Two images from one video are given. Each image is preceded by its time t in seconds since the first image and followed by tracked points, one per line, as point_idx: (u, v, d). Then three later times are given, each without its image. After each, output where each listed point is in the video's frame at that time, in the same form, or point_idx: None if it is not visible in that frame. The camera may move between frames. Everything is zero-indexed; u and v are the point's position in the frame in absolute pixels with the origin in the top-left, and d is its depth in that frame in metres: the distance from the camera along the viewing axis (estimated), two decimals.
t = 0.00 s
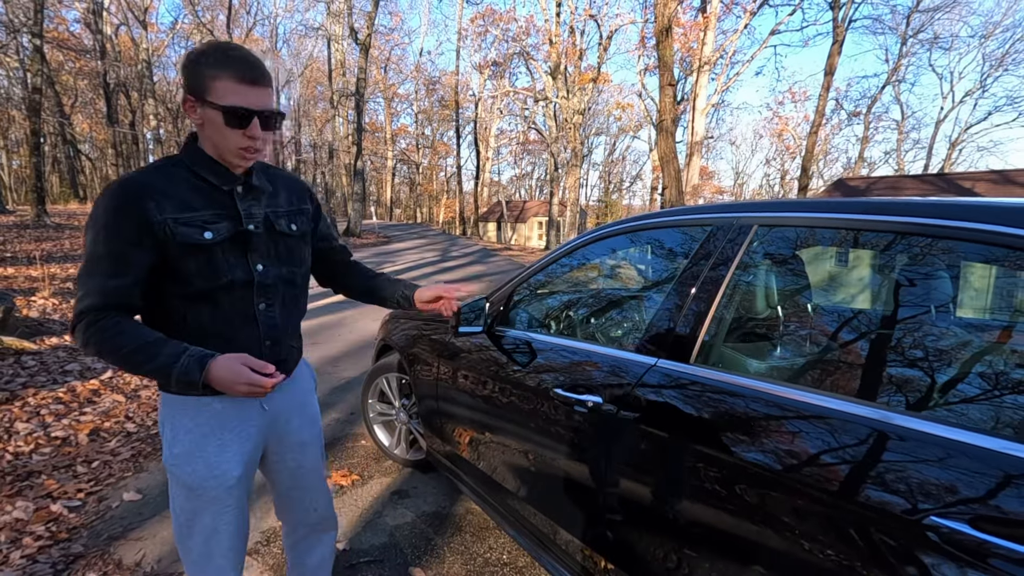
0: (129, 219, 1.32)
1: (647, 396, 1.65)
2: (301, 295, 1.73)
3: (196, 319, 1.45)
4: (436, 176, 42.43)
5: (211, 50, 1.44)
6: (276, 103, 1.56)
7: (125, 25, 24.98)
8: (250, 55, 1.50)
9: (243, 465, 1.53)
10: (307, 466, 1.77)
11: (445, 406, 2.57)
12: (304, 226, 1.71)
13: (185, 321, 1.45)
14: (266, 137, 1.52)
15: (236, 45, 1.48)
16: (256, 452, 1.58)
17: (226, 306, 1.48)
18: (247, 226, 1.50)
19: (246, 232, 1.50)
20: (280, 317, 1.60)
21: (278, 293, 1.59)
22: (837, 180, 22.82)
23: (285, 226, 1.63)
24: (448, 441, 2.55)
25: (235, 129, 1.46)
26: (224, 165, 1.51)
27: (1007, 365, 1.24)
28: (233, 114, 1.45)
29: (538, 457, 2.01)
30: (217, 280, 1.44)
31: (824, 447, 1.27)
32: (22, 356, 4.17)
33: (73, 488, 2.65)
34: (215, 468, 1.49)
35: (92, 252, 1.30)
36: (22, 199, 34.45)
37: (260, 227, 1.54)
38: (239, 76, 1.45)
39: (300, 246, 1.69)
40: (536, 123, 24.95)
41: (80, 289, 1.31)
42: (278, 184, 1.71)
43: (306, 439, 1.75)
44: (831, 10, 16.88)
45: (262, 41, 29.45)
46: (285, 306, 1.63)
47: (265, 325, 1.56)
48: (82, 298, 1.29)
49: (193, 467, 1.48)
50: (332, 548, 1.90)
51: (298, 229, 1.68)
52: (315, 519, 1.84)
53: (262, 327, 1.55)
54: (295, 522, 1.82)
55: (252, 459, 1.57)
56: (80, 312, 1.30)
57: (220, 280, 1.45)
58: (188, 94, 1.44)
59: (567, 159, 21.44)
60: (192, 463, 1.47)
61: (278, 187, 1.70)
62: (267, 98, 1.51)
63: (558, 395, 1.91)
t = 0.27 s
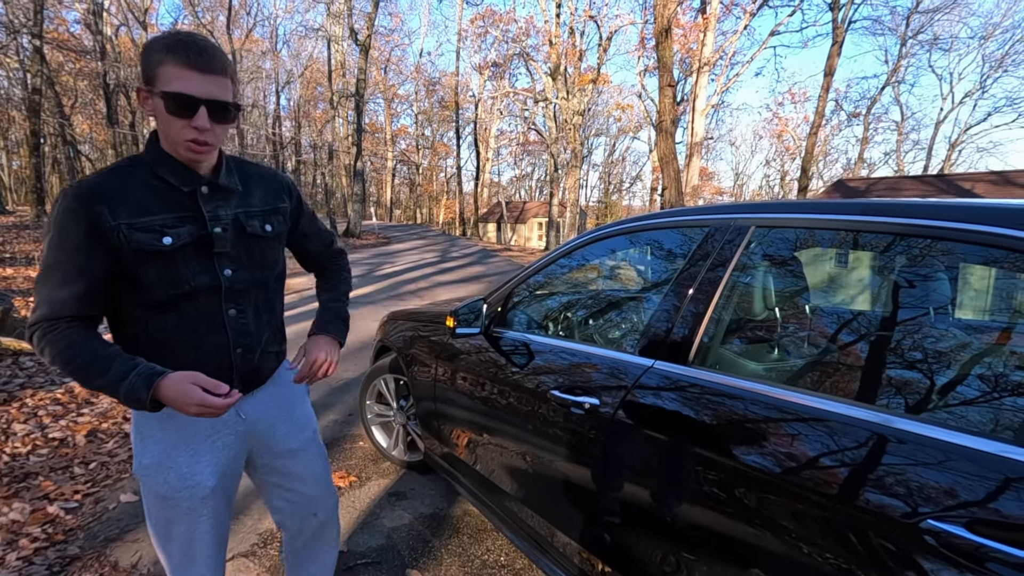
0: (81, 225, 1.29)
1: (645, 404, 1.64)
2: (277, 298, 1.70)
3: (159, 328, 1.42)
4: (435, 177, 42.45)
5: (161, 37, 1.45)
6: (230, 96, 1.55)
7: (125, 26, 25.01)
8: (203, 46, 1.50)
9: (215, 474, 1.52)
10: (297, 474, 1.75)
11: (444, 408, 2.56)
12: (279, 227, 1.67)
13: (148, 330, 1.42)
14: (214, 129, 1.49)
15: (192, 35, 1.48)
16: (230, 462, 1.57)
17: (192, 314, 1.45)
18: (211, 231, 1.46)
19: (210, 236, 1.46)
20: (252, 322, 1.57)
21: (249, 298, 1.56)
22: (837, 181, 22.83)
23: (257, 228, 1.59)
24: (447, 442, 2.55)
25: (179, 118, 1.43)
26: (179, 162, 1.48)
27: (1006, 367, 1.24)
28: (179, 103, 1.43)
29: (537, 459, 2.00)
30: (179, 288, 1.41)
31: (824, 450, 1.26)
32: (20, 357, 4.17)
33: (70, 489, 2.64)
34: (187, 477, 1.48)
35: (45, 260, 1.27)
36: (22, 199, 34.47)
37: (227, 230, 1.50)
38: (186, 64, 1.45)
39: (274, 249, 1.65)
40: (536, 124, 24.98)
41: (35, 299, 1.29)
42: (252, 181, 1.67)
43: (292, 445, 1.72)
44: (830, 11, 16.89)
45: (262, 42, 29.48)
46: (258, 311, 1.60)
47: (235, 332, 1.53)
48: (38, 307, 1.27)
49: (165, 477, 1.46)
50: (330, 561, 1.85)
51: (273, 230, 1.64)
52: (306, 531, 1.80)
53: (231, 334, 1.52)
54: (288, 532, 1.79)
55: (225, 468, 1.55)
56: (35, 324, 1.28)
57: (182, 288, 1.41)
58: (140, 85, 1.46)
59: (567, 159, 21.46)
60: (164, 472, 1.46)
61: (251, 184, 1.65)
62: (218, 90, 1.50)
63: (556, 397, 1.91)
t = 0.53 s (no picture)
0: (70, 227, 1.28)
1: (642, 407, 1.63)
2: (271, 302, 1.69)
3: (149, 332, 1.41)
4: (435, 177, 42.46)
5: (189, 41, 1.42)
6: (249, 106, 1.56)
7: (125, 26, 25.01)
8: (230, 54, 1.49)
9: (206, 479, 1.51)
10: (298, 476, 1.72)
11: (442, 410, 2.54)
12: (275, 230, 1.67)
13: (137, 334, 1.41)
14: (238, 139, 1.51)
15: (217, 38, 1.46)
16: (221, 468, 1.56)
17: (183, 319, 1.44)
18: (206, 235, 1.46)
19: (204, 240, 1.45)
20: (245, 327, 1.57)
21: (242, 303, 1.55)
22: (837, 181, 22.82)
23: (252, 232, 1.58)
24: (443, 444, 2.54)
25: (208, 127, 1.43)
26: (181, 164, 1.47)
27: (1006, 368, 1.23)
28: (210, 113, 1.43)
29: (534, 461, 1.99)
30: (170, 292, 1.40)
31: (823, 453, 1.26)
32: (17, 358, 4.16)
33: (65, 491, 2.63)
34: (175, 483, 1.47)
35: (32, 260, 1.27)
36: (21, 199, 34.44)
37: (222, 234, 1.50)
38: (218, 73, 1.44)
39: (269, 253, 1.65)
40: (536, 124, 24.98)
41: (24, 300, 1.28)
42: (249, 184, 1.66)
43: (290, 449, 1.69)
44: (830, 12, 16.88)
45: (262, 43, 29.48)
46: (251, 316, 1.60)
47: (227, 337, 1.53)
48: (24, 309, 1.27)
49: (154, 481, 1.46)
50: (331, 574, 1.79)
51: (268, 234, 1.64)
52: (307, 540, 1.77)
53: (224, 339, 1.52)
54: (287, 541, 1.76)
55: (216, 474, 1.54)
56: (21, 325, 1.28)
57: (174, 292, 1.41)
58: (158, 83, 1.41)
59: (567, 160, 21.44)
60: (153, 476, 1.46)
61: (248, 186, 1.65)
62: (242, 100, 1.51)
63: (552, 399, 1.90)
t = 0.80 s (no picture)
0: (122, 222, 1.25)
1: (640, 406, 1.63)
2: (296, 309, 1.70)
3: (184, 333, 1.39)
4: (436, 178, 42.48)
5: (260, 61, 1.41)
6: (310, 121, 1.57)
7: (125, 27, 25.01)
8: (298, 73, 1.49)
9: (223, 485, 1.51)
10: (304, 488, 1.71)
11: (441, 412, 2.53)
12: (307, 239, 1.68)
13: (171, 335, 1.38)
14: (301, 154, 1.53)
15: (287, 62, 1.47)
16: (238, 473, 1.55)
17: (218, 321, 1.43)
18: (247, 239, 1.46)
19: (246, 244, 1.46)
20: (274, 333, 1.57)
21: (273, 309, 1.56)
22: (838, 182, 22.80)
23: (288, 238, 1.59)
24: (441, 445, 2.54)
25: (277, 146, 1.44)
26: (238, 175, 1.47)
27: (1007, 370, 1.22)
28: (280, 133, 1.44)
29: (533, 462, 1.98)
30: (210, 294, 1.39)
31: (822, 456, 1.25)
32: (15, 358, 4.16)
33: (62, 492, 2.63)
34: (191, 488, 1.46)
35: (75, 253, 1.20)
36: (21, 199, 34.45)
37: (261, 239, 1.50)
38: (290, 94, 1.44)
39: (300, 260, 1.66)
40: (536, 124, 24.97)
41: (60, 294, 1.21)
42: (284, 191, 1.68)
43: (299, 462, 1.69)
44: (831, 12, 16.86)
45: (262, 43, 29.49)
46: (281, 322, 1.60)
47: (258, 342, 1.52)
48: (61, 305, 1.20)
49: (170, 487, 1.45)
50: None
51: (301, 242, 1.65)
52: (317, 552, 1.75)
53: (256, 344, 1.52)
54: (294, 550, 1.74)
55: (232, 479, 1.53)
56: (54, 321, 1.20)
57: (214, 294, 1.40)
58: (229, 100, 1.39)
59: (567, 160, 21.42)
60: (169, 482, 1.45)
61: (285, 195, 1.66)
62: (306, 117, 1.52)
63: (550, 400, 1.90)
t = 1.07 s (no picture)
0: (206, 213, 1.25)
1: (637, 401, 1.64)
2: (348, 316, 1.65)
3: (242, 329, 1.36)
4: (436, 178, 42.50)
5: (362, 81, 1.40)
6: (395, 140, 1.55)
7: (126, 26, 25.01)
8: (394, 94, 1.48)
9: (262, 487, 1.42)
10: (335, 494, 1.64)
11: (441, 412, 2.52)
12: (364, 247, 1.64)
13: (230, 329, 1.35)
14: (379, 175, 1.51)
15: (388, 95, 1.44)
16: (277, 475, 1.47)
17: (276, 320, 1.39)
18: (314, 242, 1.42)
19: (312, 247, 1.42)
20: (325, 337, 1.52)
21: (328, 313, 1.51)
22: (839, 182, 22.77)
23: (348, 244, 1.55)
24: (441, 446, 2.53)
25: (359, 164, 1.43)
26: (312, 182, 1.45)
27: (1008, 371, 1.22)
28: (362, 151, 1.42)
29: (533, 463, 1.97)
30: (274, 291, 1.36)
31: (823, 457, 1.24)
32: (15, 358, 4.16)
33: (61, 492, 2.62)
34: (231, 489, 1.39)
35: (155, 240, 1.19)
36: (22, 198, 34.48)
37: (327, 242, 1.47)
38: (383, 116, 1.43)
39: (358, 266, 1.62)
40: (537, 124, 24.96)
41: (135, 278, 1.18)
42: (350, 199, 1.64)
43: (333, 466, 1.62)
44: (831, 12, 16.83)
45: (263, 43, 29.50)
46: (333, 325, 1.56)
47: (309, 344, 1.47)
48: (137, 290, 1.17)
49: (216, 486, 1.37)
50: None
51: (357, 249, 1.59)
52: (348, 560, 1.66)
53: (310, 346, 1.47)
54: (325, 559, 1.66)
55: (271, 482, 1.46)
56: (127, 305, 1.16)
57: (276, 291, 1.37)
58: (325, 114, 1.38)
59: (567, 160, 21.40)
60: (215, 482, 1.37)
61: (351, 203, 1.64)
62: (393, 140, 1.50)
63: (548, 401, 1.90)
